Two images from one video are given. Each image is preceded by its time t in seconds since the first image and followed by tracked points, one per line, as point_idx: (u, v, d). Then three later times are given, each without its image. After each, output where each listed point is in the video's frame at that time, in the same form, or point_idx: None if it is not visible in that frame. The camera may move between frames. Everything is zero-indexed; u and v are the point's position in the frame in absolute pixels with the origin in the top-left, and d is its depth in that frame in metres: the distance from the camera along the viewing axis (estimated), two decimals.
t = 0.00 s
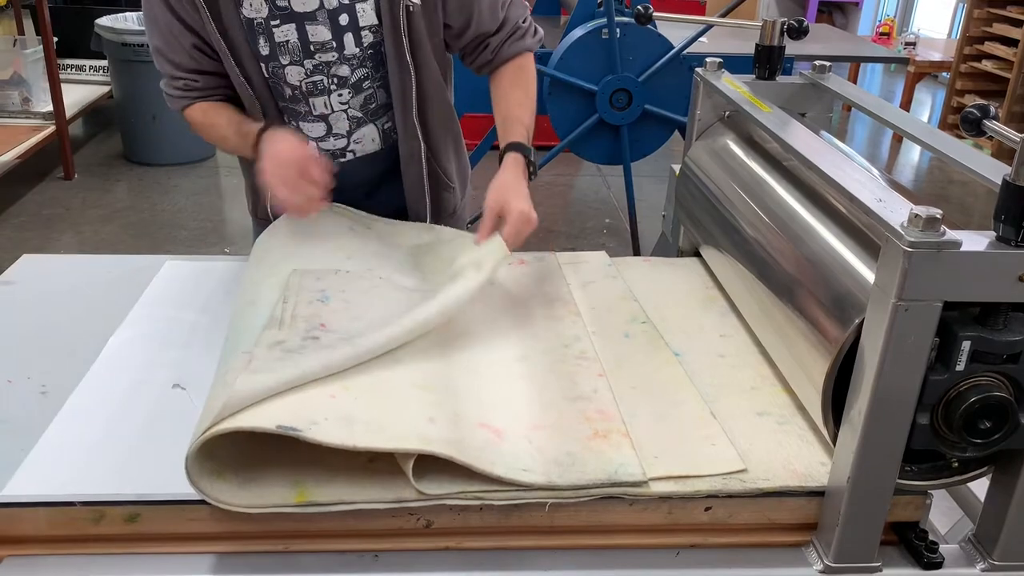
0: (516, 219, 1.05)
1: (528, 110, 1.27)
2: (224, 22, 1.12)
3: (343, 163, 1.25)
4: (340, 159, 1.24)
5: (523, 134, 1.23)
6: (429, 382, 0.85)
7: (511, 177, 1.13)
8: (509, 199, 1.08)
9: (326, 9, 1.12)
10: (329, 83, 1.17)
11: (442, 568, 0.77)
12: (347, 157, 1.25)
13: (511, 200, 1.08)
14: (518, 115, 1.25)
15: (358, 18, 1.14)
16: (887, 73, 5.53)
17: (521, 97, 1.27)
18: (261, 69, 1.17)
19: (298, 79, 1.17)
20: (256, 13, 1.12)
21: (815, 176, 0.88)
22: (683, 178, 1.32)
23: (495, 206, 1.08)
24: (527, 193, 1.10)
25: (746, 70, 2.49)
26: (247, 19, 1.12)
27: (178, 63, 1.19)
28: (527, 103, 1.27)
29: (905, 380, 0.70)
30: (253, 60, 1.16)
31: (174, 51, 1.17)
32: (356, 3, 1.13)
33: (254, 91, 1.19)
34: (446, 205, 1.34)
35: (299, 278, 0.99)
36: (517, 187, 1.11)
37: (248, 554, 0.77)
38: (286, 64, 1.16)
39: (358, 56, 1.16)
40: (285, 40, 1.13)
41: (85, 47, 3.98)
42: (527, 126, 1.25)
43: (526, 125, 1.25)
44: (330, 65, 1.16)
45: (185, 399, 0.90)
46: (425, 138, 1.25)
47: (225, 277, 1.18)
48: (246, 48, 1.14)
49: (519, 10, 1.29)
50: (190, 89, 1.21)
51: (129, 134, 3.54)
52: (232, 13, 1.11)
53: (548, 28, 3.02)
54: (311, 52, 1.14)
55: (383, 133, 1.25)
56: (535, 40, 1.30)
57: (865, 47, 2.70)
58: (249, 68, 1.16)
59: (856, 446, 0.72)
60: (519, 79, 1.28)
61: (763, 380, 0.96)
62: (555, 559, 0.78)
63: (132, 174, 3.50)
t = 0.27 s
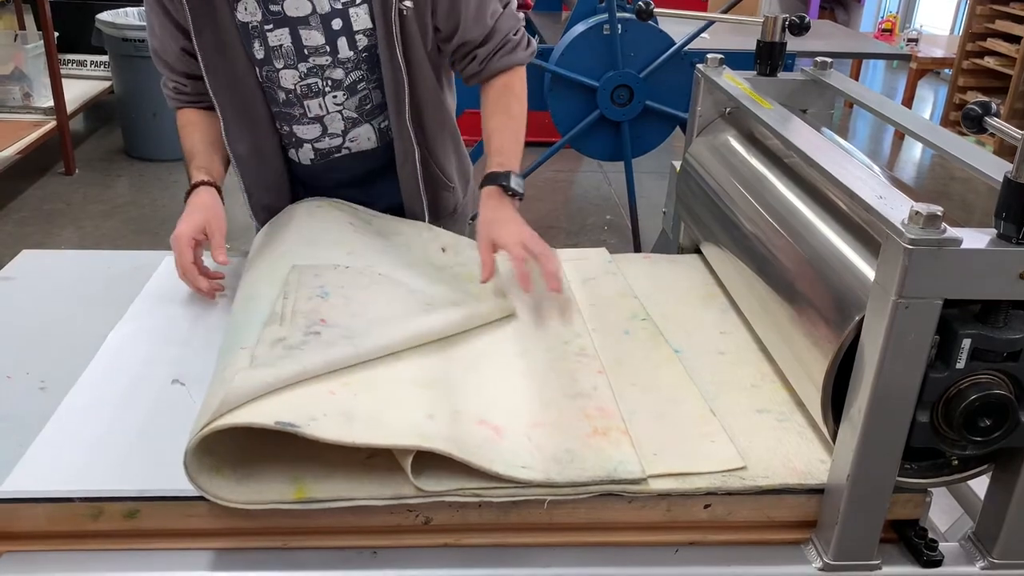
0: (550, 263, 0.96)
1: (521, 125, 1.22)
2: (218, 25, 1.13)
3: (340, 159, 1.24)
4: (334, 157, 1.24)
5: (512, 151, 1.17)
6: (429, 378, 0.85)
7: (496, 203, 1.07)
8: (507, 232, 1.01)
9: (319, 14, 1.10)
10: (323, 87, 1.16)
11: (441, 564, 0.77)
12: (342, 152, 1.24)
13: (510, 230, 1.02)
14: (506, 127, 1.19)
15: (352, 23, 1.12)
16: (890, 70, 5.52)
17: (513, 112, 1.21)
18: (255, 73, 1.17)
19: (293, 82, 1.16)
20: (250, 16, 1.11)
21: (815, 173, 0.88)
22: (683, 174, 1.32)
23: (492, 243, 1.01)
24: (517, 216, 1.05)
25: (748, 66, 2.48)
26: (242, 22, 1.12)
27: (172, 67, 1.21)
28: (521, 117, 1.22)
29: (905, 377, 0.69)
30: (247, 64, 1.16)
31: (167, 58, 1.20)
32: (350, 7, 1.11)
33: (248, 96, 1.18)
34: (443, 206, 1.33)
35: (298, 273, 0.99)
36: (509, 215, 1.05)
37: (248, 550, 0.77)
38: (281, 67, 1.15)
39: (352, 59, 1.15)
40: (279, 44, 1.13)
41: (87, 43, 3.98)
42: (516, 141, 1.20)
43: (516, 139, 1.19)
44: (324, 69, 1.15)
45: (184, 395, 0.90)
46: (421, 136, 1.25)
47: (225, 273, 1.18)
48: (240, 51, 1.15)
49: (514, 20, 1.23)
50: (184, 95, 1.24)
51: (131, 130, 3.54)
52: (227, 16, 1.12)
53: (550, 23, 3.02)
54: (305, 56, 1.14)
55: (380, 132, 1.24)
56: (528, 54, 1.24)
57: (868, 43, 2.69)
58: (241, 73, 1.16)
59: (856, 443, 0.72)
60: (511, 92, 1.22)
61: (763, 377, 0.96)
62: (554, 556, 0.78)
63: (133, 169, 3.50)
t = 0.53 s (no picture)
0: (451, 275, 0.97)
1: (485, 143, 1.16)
2: (211, 35, 1.13)
3: (339, 163, 1.26)
4: (334, 159, 1.26)
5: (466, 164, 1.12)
6: (428, 375, 0.85)
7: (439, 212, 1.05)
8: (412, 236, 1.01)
9: (309, 21, 1.11)
10: (318, 93, 1.17)
11: (440, 561, 0.77)
12: (341, 157, 1.26)
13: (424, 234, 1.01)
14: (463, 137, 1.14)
15: (342, 28, 1.13)
16: (892, 67, 5.51)
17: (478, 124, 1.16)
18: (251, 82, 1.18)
19: (288, 89, 1.17)
20: (243, 24, 1.12)
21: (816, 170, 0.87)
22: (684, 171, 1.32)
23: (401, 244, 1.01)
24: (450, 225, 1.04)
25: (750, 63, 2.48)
26: (235, 31, 1.13)
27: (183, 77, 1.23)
28: (483, 130, 1.16)
29: (905, 375, 0.69)
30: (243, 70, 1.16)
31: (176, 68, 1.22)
32: (339, 12, 1.12)
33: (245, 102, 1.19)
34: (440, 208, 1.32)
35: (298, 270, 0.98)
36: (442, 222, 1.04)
37: (247, 546, 0.77)
38: (275, 75, 1.15)
39: (346, 64, 1.16)
40: (272, 52, 1.13)
41: (88, 39, 3.97)
42: (473, 154, 1.14)
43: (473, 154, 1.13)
44: (318, 75, 1.15)
45: (184, 392, 0.90)
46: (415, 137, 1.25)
47: (225, 270, 1.18)
48: (235, 59, 1.15)
49: (497, 31, 1.18)
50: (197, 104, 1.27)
51: (132, 126, 3.53)
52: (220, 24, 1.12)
53: (552, 20, 3.01)
54: (297, 63, 1.14)
55: (377, 134, 1.25)
56: (507, 70, 1.18)
57: (870, 40, 2.68)
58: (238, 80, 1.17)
59: (856, 441, 0.72)
60: (479, 106, 1.17)
61: (763, 374, 0.96)
62: (553, 553, 0.78)
63: (135, 166, 3.50)
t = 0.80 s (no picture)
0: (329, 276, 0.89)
1: (426, 162, 1.06)
2: (203, 42, 1.12)
3: (338, 162, 1.26)
4: (332, 159, 1.26)
5: (394, 173, 1.02)
6: (428, 373, 0.85)
7: (337, 207, 0.96)
8: (313, 241, 0.92)
9: (297, 26, 1.09)
10: (310, 98, 1.15)
11: (440, 559, 0.77)
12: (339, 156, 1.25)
13: (324, 236, 0.93)
14: (398, 146, 1.04)
15: (331, 33, 1.10)
16: (895, 64, 5.50)
17: (419, 132, 1.06)
18: (244, 86, 1.16)
19: (280, 94, 1.15)
20: (233, 30, 1.11)
21: (818, 168, 0.87)
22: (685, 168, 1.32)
23: (308, 250, 0.91)
24: (348, 224, 0.95)
25: (752, 61, 2.48)
26: (225, 37, 1.12)
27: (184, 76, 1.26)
28: (424, 151, 1.05)
29: (905, 373, 0.69)
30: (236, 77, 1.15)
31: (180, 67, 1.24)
32: (327, 17, 1.09)
33: (238, 108, 1.18)
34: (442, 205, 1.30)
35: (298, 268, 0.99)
36: (335, 224, 0.94)
37: (248, 544, 0.77)
38: (267, 79, 1.14)
39: (336, 69, 1.14)
40: (262, 58, 1.12)
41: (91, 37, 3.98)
42: (399, 171, 1.03)
43: (405, 170, 1.04)
44: (309, 80, 1.14)
45: (185, 390, 0.90)
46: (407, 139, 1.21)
47: (227, 267, 1.18)
48: (227, 65, 1.14)
49: (461, 47, 1.06)
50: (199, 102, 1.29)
51: (135, 124, 3.54)
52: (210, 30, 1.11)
53: (554, 17, 3.01)
54: (288, 68, 1.12)
55: (373, 135, 1.23)
56: (460, 85, 1.06)
57: (873, 38, 2.67)
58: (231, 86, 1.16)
59: (856, 439, 0.72)
60: (422, 119, 1.06)
61: (764, 372, 0.96)
62: (554, 551, 0.78)
63: (137, 164, 3.50)
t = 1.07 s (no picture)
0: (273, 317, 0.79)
1: (388, 182, 0.94)
2: (190, 50, 1.11)
3: (332, 163, 1.27)
4: (330, 159, 1.26)
5: (355, 199, 0.90)
6: (429, 373, 0.85)
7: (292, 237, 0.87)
8: (268, 275, 0.83)
9: (279, 37, 1.07)
10: (298, 106, 1.14)
11: (441, 559, 0.77)
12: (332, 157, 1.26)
13: (274, 273, 0.83)
14: (360, 167, 0.93)
15: (313, 44, 1.07)
16: (896, 64, 5.49)
17: (381, 145, 0.93)
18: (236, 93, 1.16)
19: (269, 102, 1.15)
20: (222, 39, 1.09)
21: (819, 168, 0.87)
22: (687, 167, 1.32)
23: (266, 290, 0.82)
24: (306, 256, 0.85)
25: (753, 60, 2.48)
26: (214, 45, 1.11)
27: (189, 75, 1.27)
28: (384, 169, 0.93)
29: (906, 372, 0.69)
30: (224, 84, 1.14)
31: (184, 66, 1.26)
32: (307, 28, 1.06)
33: (230, 114, 1.18)
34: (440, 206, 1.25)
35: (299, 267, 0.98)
36: (290, 258, 0.85)
37: (251, 544, 0.77)
38: (256, 87, 1.13)
39: (321, 78, 1.11)
40: (250, 66, 1.11)
41: (92, 38, 3.98)
42: (360, 193, 0.91)
43: (365, 193, 0.91)
44: (295, 89, 1.12)
45: (187, 390, 0.90)
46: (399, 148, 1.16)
47: (228, 268, 1.18)
48: (215, 73, 1.13)
49: (418, 48, 0.96)
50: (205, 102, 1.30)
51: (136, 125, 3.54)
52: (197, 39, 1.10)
53: (555, 17, 3.01)
54: (274, 78, 1.11)
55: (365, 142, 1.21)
56: (415, 89, 0.95)
57: (874, 37, 2.67)
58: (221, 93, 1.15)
59: (858, 438, 0.72)
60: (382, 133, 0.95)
61: (765, 372, 0.96)
62: (555, 550, 0.78)
63: (138, 164, 3.50)
